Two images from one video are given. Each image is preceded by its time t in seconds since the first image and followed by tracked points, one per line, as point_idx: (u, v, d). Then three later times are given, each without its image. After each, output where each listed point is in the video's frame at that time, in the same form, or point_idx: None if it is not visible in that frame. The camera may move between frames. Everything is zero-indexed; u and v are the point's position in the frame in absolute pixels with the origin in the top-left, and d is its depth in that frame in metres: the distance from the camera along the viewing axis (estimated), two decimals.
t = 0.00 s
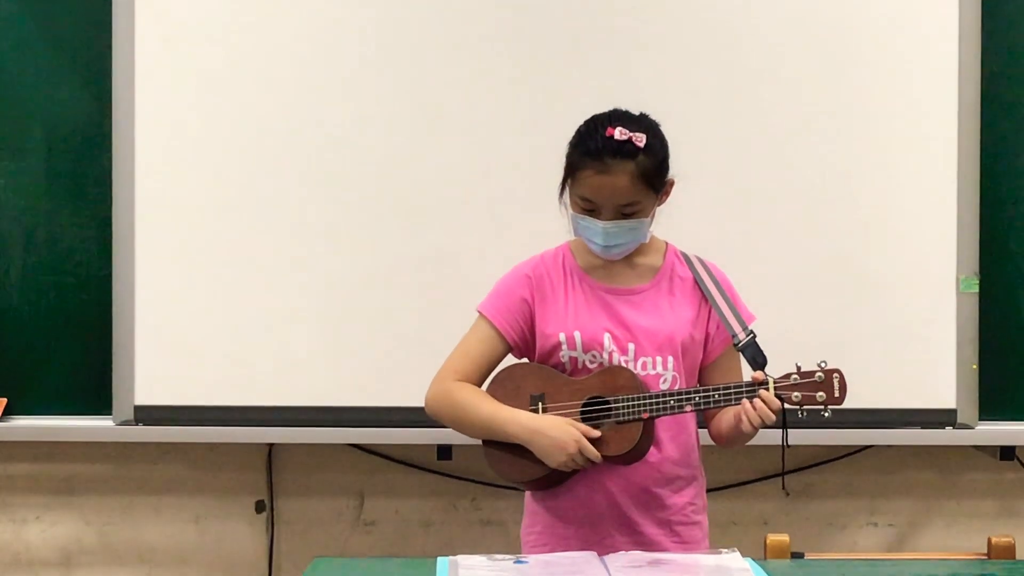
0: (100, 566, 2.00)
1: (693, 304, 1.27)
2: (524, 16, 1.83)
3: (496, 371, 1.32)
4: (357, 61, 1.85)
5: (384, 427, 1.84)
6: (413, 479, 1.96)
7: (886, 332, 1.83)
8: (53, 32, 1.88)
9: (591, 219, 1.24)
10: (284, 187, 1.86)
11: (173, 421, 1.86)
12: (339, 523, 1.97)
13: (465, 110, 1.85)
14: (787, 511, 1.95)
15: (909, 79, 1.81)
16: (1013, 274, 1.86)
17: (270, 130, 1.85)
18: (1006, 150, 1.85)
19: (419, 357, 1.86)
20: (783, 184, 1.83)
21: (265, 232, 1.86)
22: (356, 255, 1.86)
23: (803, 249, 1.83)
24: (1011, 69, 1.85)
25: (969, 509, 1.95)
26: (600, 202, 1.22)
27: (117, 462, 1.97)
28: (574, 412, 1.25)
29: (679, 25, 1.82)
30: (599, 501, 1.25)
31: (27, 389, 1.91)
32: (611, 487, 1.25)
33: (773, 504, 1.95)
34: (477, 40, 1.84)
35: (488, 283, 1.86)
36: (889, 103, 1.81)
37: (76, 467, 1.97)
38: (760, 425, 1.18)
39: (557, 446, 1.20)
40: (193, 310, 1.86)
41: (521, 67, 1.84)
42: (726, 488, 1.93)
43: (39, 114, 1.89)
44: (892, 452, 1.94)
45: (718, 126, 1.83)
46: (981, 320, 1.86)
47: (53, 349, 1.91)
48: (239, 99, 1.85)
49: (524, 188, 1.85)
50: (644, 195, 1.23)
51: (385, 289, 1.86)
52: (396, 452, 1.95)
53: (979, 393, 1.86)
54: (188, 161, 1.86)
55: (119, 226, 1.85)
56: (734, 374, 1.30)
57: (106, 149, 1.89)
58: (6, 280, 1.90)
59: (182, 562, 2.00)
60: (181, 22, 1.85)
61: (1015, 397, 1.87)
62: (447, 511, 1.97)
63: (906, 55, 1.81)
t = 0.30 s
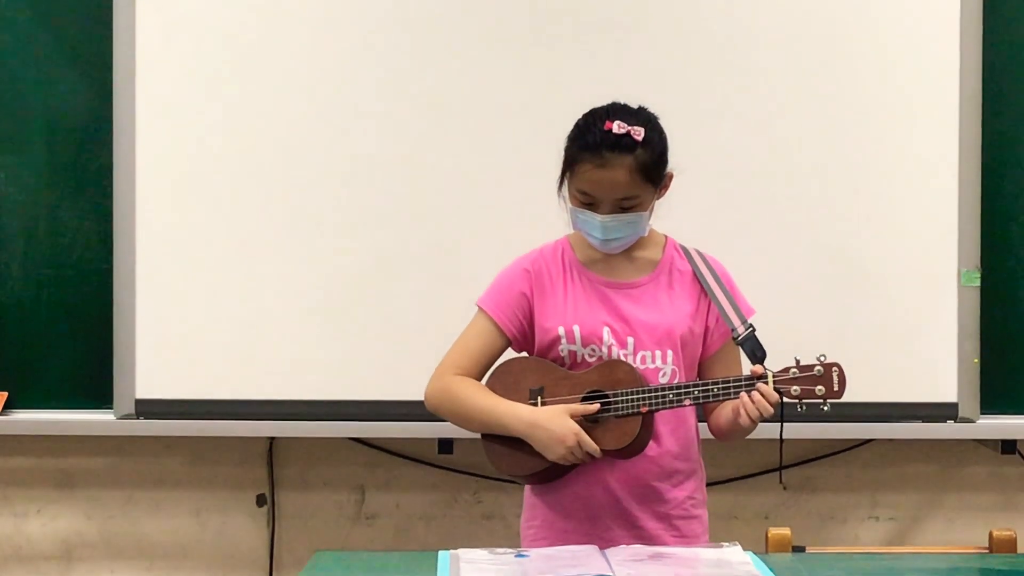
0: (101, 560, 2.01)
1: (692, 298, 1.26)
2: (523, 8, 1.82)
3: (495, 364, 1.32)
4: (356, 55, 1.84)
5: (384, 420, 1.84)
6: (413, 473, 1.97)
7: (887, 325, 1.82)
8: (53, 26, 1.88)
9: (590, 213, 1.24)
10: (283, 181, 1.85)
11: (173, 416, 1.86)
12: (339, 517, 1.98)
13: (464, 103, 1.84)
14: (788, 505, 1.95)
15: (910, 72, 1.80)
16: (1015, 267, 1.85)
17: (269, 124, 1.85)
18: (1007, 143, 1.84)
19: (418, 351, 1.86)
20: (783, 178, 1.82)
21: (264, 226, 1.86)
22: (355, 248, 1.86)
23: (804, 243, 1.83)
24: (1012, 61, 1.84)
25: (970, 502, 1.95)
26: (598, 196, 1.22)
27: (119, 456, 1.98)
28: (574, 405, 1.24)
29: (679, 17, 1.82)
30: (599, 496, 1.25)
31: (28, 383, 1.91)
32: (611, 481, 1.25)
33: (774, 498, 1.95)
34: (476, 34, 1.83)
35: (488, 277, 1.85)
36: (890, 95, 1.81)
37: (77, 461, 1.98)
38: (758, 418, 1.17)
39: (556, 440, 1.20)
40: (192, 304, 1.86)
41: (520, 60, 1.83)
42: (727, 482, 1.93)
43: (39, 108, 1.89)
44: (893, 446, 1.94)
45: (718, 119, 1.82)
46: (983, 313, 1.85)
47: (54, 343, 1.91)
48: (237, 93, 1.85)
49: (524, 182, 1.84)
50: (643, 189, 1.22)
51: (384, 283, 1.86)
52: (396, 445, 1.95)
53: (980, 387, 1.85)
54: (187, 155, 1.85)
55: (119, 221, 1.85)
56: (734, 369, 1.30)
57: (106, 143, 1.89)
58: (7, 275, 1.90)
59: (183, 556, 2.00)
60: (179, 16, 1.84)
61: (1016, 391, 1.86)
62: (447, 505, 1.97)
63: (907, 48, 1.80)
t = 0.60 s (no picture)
0: (101, 555, 2.01)
1: (692, 293, 1.26)
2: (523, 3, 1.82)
3: (494, 359, 1.32)
4: (355, 50, 1.84)
5: (383, 416, 1.84)
6: (413, 468, 1.97)
7: (887, 321, 1.82)
8: (52, 21, 1.88)
9: (589, 208, 1.24)
10: (282, 176, 1.85)
11: (173, 411, 1.86)
12: (340, 512, 1.98)
13: (464, 98, 1.84)
14: (788, 501, 1.95)
15: (910, 67, 1.80)
16: (1015, 263, 1.85)
17: (268, 119, 1.85)
18: (1008, 138, 1.84)
19: (418, 346, 1.86)
20: (784, 173, 1.82)
21: (264, 221, 1.85)
22: (355, 243, 1.86)
23: (804, 238, 1.82)
24: (1013, 56, 1.83)
25: (971, 498, 1.95)
26: (597, 191, 1.22)
27: (119, 451, 1.98)
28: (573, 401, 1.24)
29: (678, 11, 1.81)
30: (598, 491, 1.25)
31: (28, 378, 1.91)
32: (610, 476, 1.25)
33: (774, 494, 1.95)
34: (476, 29, 1.83)
35: (487, 272, 1.85)
36: (890, 90, 1.80)
37: (77, 456, 1.98)
38: (756, 413, 1.18)
39: (555, 435, 1.20)
40: (192, 300, 1.86)
41: (519, 55, 1.83)
42: (727, 478, 1.93)
43: (38, 103, 1.89)
44: (893, 441, 1.94)
45: (719, 114, 1.82)
46: (983, 309, 1.85)
47: (54, 338, 1.91)
48: (236, 88, 1.85)
49: (523, 177, 1.84)
50: (642, 184, 1.22)
51: (384, 278, 1.86)
52: (396, 441, 1.96)
53: (981, 382, 1.85)
54: (187, 150, 1.85)
55: (119, 217, 1.85)
56: (734, 364, 1.30)
57: (105, 138, 1.89)
58: (6, 270, 1.90)
59: (183, 551, 2.00)
60: (178, 10, 1.84)
61: (1016, 386, 1.86)
62: (448, 500, 1.97)
63: (907, 43, 1.80)
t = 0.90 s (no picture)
0: (102, 552, 2.01)
1: (692, 289, 1.26)
2: None
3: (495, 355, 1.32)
4: (356, 47, 1.84)
5: (384, 412, 1.84)
6: (413, 465, 1.97)
7: (887, 317, 1.82)
8: (52, 17, 1.88)
9: (589, 204, 1.24)
10: (282, 173, 1.85)
11: (173, 407, 1.86)
12: (340, 509, 1.98)
13: (464, 95, 1.84)
14: (788, 497, 1.95)
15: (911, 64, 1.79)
16: (1016, 259, 1.85)
17: (268, 116, 1.85)
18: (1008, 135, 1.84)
19: (418, 343, 1.86)
20: (783, 169, 1.82)
21: (263, 217, 1.85)
22: (355, 240, 1.86)
23: (804, 234, 1.82)
24: (1013, 53, 1.83)
25: (971, 494, 1.95)
26: (598, 187, 1.22)
27: (119, 447, 1.98)
28: (572, 396, 1.24)
29: (678, 8, 1.81)
30: (598, 487, 1.25)
31: (28, 375, 1.91)
32: (610, 472, 1.25)
33: (774, 490, 1.95)
34: (476, 26, 1.83)
35: (487, 269, 1.85)
36: (891, 87, 1.80)
37: (77, 453, 1.98)
38: (754, 407, 1.17)
39: (554, 431, 1.20)
40: (192, 297, 1.86)
41: (519, 51, 1.82)
42: (727, 474, 1.93)
43: (38, 100, 1.89)
44: (894, 438, 1.94)
45: (719, 111, 1.82)
46: (983, 305, 1.85)
47: (54, 335, 1.91)
48: (236, 85, 1.85)
49: (523, 174, 1.84)
50: (643, 180, 1.22)
51: (384, 275, 1.86)
52: (397, 437, 1.96)
53: (981, 378, 1.85)
54: (186, 147, 1.85)
55: (119, 214, 1.85)
56: (734, 361, 1.29)
57: (105, 135, 1.89)
58: (7, 267, 1.90)
59: (183, 547, 2.01)
60: (178, 7, 1.84)
61: (1017, 382, 1.86)
62: (448, 496, 1.97)
63: (907, 40, 1.79)
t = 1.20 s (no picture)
0: (103, 549, 2.01)
1: (693, 286, 1.26)
2: None
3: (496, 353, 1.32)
4: (356, 44, 1.84)
5: (384, 410, 1.84)
6: (415, 462, 1.97)
7: (888, 314, 1.81)
8: (53, 15, 1.88)
9: (590, 201, 1.24)
10: (283, 170, 1.85)
11: (174, 405, 1.86)
12: (341, 506, 1.98)
13: (465, 92, 1.83)
14: (789, 494, 1.95)
15: (913, 62, 1.79)
16: (1017, 257, 1.84)
17: (269, 114, 1.85)
18: (1010, 133, 1.83)
19: (419, 340, 1.86)
20: (784, 166, 1.82)
21: (264, 215, 1.85)
22: (355, 238, 1.86)
23: (805, 231, 1.82)
24: (1015, 51, 1.83)
25: (972, 491, 1.95)
26: (598, 185, 1.22)
27: (121, 445, 1.99)
28: (572, 393, 1.24)
29: (679, 5, 1.80)
30: (599, 484, 1.25)
31: (29, 373, 1.91)
32: (611, 469, 1.25)
33: (775, 488, 1.95)
34: (477, 23, 1.82)
35: (488, 267, 1.85)
36: (892, 85, 1.80)
37: (78, 451, 1.98)
38: (752, 403, 1.17)
39: (554, 428, 1.20)
40: (192, 295, 1.86)
41: (520, 49, 1.82)
42: (728, 471, 1.93)
43: (39, 97, 1.89)
44: (895, 435, 1.94)
45: (720, 108, 1.81)
46: (985, 303, 1.85)
47: (55, 332, 1.91)
48: (237, 83, 1.84)
49: (524, 172, 1.84)
50: (643, 177, 1.22)
51: (385, 272, 1.86)
52: (398, 435, 1.96)
53: (982, 375, 1.85)
54: (187, 144, 1.85)
55: (119, 211, 1.85)
56: (734, 358, 1.29)
57: (106, 133, 1.89)
58: (8, 265, 1.91)
59: (184, 545, 2.01)
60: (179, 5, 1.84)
61: (1019, 380, 1.86)
62: (449, 494, 1.97)
63: (909, 37, 1.79)
